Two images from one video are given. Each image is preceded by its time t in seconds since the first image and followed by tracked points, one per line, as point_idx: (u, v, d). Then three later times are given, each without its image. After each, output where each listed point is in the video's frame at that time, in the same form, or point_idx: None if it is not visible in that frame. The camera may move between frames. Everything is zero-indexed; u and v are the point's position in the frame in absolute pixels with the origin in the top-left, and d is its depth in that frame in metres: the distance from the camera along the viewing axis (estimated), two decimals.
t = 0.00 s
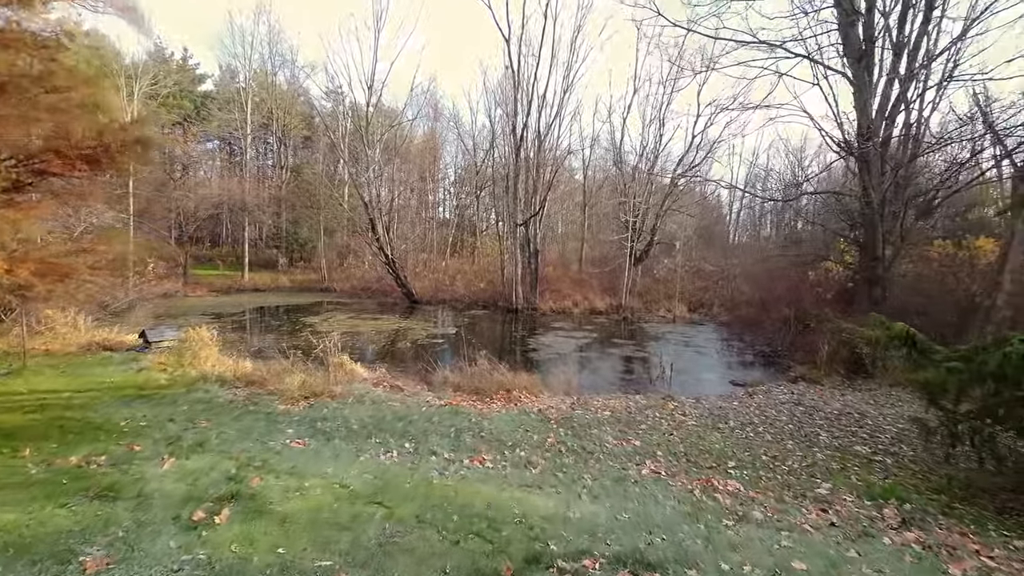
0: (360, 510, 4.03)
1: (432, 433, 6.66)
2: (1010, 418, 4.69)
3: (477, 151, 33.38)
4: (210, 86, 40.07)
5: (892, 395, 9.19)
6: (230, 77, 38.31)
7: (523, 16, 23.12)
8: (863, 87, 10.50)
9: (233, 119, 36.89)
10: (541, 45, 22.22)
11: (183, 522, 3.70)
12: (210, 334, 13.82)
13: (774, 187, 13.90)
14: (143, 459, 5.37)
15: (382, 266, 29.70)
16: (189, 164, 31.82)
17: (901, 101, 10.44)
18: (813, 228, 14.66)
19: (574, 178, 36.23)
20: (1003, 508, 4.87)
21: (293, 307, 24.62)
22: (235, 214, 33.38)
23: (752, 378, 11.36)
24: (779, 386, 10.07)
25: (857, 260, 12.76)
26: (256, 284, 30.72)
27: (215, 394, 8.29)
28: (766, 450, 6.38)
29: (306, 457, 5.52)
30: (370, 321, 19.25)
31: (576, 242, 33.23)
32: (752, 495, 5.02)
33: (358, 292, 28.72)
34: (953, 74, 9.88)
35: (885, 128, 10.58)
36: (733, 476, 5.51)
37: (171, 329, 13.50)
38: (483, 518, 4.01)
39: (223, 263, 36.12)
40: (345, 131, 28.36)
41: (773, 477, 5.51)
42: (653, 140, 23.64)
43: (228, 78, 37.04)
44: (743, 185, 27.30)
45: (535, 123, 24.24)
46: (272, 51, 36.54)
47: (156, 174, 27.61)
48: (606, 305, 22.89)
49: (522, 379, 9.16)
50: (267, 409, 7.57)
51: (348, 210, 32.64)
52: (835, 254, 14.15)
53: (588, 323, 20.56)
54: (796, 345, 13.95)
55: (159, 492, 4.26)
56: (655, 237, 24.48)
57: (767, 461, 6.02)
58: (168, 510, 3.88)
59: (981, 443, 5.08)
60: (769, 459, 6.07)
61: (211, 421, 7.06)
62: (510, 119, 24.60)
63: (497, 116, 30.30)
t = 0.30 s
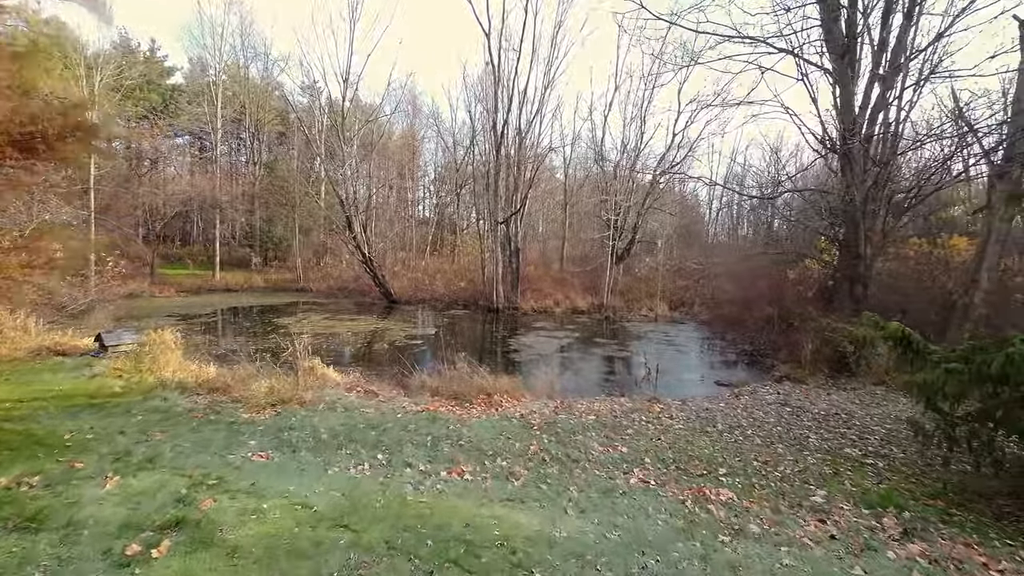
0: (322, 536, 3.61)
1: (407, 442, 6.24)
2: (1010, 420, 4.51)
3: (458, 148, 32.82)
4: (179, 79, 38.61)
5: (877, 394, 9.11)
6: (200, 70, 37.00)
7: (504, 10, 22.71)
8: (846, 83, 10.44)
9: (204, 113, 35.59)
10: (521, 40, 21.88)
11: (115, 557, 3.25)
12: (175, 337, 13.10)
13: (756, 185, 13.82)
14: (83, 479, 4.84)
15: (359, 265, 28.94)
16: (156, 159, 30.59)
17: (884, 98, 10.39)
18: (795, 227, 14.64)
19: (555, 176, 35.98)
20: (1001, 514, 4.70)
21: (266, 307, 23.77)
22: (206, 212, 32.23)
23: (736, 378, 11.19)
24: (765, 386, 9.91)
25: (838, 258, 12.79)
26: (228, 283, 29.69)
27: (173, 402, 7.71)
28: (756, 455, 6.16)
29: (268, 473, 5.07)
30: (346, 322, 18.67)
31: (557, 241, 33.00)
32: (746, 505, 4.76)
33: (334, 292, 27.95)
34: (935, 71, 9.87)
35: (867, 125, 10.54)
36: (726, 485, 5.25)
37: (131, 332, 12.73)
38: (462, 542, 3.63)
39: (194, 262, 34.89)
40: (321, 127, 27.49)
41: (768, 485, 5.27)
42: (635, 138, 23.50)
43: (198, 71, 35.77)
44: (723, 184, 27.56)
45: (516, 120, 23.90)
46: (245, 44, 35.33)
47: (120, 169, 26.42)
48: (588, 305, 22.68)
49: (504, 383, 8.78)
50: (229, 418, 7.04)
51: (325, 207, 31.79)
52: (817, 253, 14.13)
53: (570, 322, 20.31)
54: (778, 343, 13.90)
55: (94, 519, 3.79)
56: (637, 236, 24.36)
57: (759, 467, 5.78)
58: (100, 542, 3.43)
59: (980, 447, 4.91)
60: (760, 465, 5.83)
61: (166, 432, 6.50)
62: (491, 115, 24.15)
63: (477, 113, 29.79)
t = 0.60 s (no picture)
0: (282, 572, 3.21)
1: (386, 456, 5.83)
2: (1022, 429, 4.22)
3: (444, 149, 32.35)
4: (155, 76, 37.50)
5: (870, 398, 8.92)
6: (177, 67, 35.97)
7: (489, 8, 22.33)
8: (836, 83, 10.32)
9: (181, 111, 34.59)
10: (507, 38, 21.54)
11: None
12: (144, 343, 12.46)
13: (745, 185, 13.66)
14: (19, 505, 4.35)
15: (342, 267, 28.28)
16: (131, 158, 29.58)
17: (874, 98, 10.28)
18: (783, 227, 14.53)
19: (542, 177, 35.70)
20: (1015, 528, 4.45)
21: (245, 311, 23.03)
22: (183, 212, 31.32)
23: (727, 382, 10.95)
24: (757, 390, 9.67)
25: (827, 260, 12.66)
26: (206, 286, 28.82)
27: (134, 414, 7.17)
28: (755, 466, 5.86)
29: (230, 495, 4.63)
30: (327, 326, 18.11)
31: (544, 243, 32.74)
32: (748, 522, 4.45)
33: (316, 295, 27.26)
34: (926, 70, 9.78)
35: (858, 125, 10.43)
36: (726, 499, 4.94)
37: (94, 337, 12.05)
38: None
39: (171, 264, 33.92)
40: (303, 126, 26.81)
41: (770, 499, 4.97)
42: (622, 139, 23.33)
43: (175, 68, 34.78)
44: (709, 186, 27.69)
45: (502, 120, 23.55)
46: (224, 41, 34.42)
47: (92, 168, 25.49)
48: (575, 307, 22.39)
49: (489, 389, 8.40)
50: (194, 431, 6.54)
51: (307, 208, 31.09)
52: (806, 253, 14.01)
53: (557, 325, 20.01)
54: (767, 346, 13.73)
55: (22, 556, 3.34)
56: (624, 237, 24.17)
57: (759, 479, 5.49)
58: None
59: (991, 458, 4.65)
60: (759, 476, 5.54)
61: (122, 447, 6.00)
62: (477, 114, 23.74)
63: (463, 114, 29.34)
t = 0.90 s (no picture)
0: None
1: (370, 473, 5.43)
2: None
3: (437, 152, 31.96)
4: (144, 78, 36.88)
5: (876, 406, 8.61)
6: (166, 68, 35.37)
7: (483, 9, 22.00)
8: (838, 82, 10.07)
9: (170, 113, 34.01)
10: (501, 39, 21.21)
11: None
12: (122, 350, 11.94)
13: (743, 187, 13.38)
14: None
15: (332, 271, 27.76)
16: (118, 160, 28.96)
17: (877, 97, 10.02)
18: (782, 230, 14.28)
19: (536, 180, 35.38)
20: None
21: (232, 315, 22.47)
22: (171, 215, 30.74)
23: (728, 388, 10.61)
24: (759, 397, 9.33)
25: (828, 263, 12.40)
26: (193, 290, 28.24)
27: (101, 427, 6.71)
28: (764, 481, 5.51)
29: (195, 520, 4.22)
30: (316, 331, 17.63)
31: (538, 247, 32.42)
32: (763, 547, 4.09)
33: (307, 299, 26.72)
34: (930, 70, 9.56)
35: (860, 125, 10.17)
36: (737, 521, 4.57)
37: (69, 344, 11.53)
38: None
39: (158, 268, 33.27)
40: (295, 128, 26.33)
41: (783, 519, 4.61)
42: (617, 142, 23.07)
43: (163, 68, 34.16)
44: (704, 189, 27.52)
45: (496, 122, 23.21)
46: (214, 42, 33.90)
47: (76, 169, 24.89)
48: (570, 311, 22.04)
49: (482, 398, 8.00)
50: (163, 447, 6.10)
51: (298, 211, 30.57)
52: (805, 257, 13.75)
53: (553, 330, 19.63)
54: (767, 351, 13.42)
55: None
56: (619, 240, 23.88)
57: (769, 496, 5.13)
58: None
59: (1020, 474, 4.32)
60: (769, 493, 5.18)
61: (84, 465, 5.54)
62: (470, 116, 23.37)
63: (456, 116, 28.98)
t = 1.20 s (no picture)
0: None
1: (357, 490, 5.04)
2: None
3: (434, 153, 31.58)
4: (137, 78, 36.46)
5: (889, 414, 8.26)
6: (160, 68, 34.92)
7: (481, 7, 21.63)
8: (846, 77, 9.73)
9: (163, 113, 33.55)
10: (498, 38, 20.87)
11: None
12: (105, 356, 11.48)
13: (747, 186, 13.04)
14: None
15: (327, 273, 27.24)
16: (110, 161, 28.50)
17: (888, 93, 9.68)
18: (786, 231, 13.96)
19: (534, 183, 35.06)
20: None
21: (224, 318, 22.03)
22: (164, 217, 30.28)
23: (734, 395, 10.24)
24: (766, 405, 8.97)
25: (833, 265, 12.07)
26: (186, 293, 27.80)
27: (71, 439, 6.28)
28: (779, 498, 5.14)
29: (160, 547, 3.82)
30: (309, 335, 17.21)
31: (536, 249, 32.07)
32: None
33: (301, 302, 26.27)
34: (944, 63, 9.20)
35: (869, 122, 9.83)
36: (754, 545, 4.19)
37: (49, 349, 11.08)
38: None
39: (151, 270, 32.81)
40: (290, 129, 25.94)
41: (804, 543, 4.24)
42: (617, 142, 22.67)
43: (157, 68, 33.72)
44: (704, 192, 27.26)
45: (494, 123, 22.86)
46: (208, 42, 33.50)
47: (66, 170, 24.44)
48: (569, 314, 21.68)
49: (478, 407, 7.61)
50: (136, 460, 5.68)
51: (293, 213, 30.15)
52: (809, 259, 13.42)
53: (552, 333, 19.26)
54: (772, 355, 13.07)
55: None
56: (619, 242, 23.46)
57: (787, 515, 4.76)
58: None
59: None
60: (786, 512, 4.81)
61: (49, 482, 5.13)
62: (468, 116, 23.00)
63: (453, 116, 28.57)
